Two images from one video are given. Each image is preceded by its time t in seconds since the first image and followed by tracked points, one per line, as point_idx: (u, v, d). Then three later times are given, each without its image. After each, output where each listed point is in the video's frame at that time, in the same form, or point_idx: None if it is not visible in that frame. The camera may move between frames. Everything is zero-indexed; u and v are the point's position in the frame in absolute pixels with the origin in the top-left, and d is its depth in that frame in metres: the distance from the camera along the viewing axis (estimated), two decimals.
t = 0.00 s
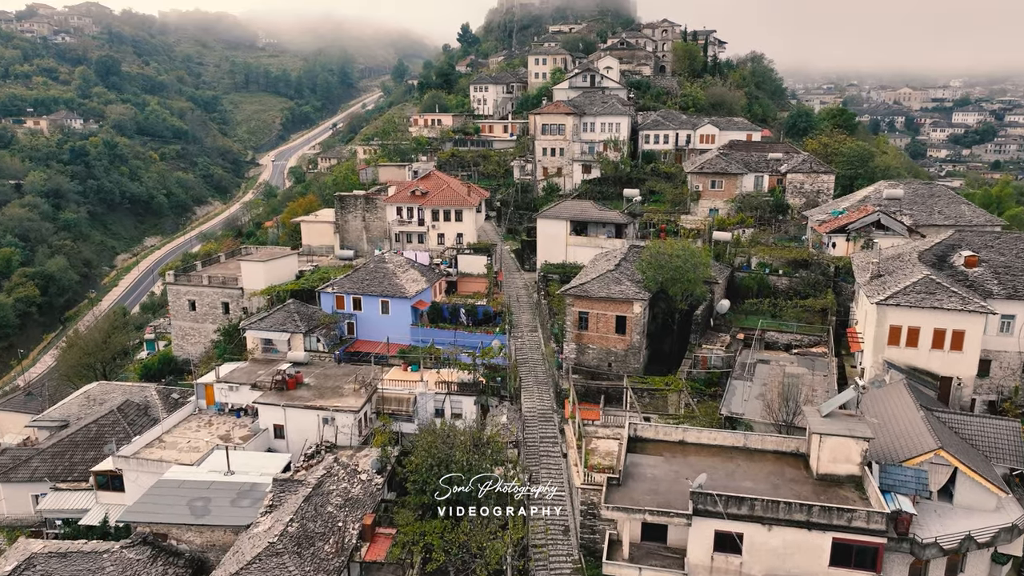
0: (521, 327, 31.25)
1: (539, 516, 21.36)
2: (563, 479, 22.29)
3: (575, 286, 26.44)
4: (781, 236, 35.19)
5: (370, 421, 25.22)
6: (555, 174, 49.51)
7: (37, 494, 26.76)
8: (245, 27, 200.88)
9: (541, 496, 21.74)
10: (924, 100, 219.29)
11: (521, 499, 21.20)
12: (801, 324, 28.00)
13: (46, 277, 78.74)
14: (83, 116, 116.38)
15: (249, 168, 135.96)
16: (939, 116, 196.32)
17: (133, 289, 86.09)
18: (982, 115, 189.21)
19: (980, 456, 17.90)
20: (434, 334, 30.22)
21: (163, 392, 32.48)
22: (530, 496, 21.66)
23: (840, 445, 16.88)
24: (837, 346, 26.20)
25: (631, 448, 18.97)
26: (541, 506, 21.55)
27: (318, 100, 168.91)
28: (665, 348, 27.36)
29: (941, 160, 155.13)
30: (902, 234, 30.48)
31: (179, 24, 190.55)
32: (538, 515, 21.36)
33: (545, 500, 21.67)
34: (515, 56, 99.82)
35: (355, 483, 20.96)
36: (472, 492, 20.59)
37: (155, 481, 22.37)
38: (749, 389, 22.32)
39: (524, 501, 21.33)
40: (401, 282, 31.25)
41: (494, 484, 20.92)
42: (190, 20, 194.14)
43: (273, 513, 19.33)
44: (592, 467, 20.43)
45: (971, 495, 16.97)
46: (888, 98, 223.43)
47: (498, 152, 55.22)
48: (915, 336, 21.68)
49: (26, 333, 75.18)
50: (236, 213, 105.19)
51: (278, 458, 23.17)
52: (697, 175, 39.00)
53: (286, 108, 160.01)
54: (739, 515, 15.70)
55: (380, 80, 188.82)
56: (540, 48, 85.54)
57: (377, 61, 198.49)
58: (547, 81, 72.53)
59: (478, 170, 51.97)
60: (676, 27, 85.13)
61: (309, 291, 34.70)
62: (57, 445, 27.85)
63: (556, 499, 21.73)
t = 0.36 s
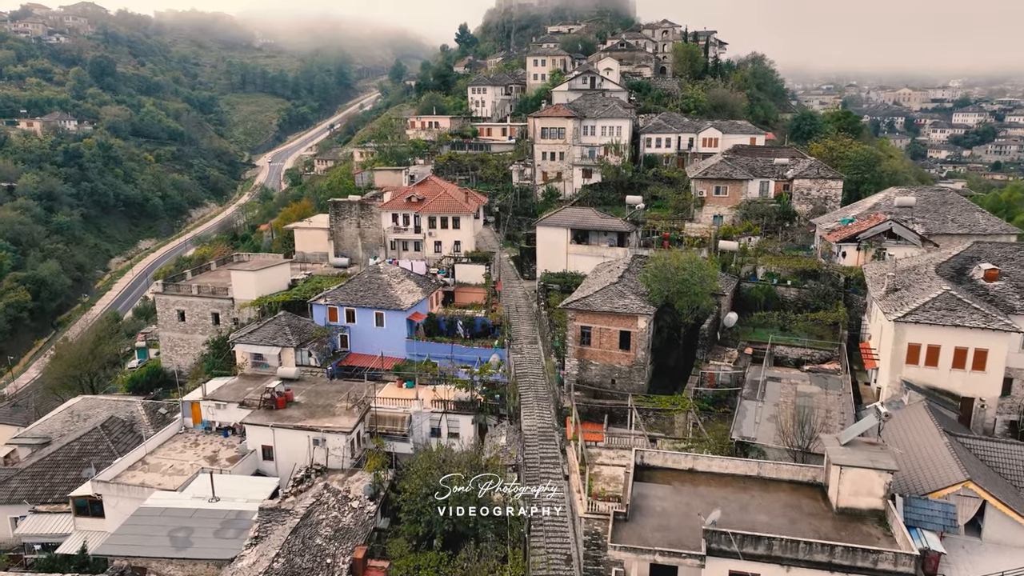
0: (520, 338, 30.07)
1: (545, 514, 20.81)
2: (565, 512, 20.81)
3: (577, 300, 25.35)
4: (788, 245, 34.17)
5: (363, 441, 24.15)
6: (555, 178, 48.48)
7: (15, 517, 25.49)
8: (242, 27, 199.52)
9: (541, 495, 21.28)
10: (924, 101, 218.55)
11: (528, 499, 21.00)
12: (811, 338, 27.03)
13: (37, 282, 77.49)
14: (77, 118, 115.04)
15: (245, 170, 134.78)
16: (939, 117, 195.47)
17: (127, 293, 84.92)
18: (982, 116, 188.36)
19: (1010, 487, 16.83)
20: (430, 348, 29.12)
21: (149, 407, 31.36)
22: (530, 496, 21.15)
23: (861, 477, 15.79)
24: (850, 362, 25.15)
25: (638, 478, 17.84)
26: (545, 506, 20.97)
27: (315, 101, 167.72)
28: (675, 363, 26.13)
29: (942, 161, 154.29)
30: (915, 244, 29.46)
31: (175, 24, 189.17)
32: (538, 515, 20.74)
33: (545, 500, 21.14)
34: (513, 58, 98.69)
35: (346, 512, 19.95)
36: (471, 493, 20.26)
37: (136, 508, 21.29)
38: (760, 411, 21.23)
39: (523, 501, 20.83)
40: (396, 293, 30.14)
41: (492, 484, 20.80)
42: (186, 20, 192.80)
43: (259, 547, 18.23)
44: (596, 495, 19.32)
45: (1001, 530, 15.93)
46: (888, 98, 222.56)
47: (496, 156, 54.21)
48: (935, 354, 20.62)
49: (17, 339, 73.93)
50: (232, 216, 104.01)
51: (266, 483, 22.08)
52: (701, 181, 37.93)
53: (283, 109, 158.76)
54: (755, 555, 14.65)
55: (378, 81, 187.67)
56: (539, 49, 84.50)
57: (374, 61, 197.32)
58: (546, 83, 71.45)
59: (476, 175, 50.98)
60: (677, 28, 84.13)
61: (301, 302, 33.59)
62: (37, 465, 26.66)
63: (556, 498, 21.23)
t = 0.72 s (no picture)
0: (519, 352, 29.00)
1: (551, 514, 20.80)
2: (566, 533, 20.08)
3: (579, 315, 24.28)
4: (795, 255, 33.14)
5: (355, 464, 23.08)
6: (554, 184, 47.37)
7: None
8: (237, 27, 198.04)
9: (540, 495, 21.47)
10: (922, 102, 218.00)
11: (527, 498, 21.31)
12: (821, 353, 26.01)
13: (27, 287, 76.23)
14: (70, 119, 113.70)
15: (241, 171, 133.58)
16: (938, 117, 194.91)
17: (119, 298, 83.65)
18: (981, 117, 187.73)
19: None
20: (425, 363, 28.02)
21: (134, 423, 30.25)
22: (531, 497, 21.34)
23: (885, 513, 14.54)
24: (862, 380, 24.13)
25: (644, 511, 16.68)
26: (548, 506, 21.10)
27: (312, 102, 166.50)
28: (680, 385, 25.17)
29: (941, 162, 153.51)
30: (927, 255, 28.47)
31: (170, 24, 187.71)
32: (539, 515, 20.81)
33: (545, 500, 21.27)
34: (511, 59, 97.67)
35: (335, 545, 18.95)
36: (471, 492, 19.69)
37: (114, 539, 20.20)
38: (773, 436, 20.12)
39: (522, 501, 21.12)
40: (389, 306, 29.00)
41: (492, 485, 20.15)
42: (182, 21, 191.42)
43: None
44: (600, 528, 18.23)
45: None
46: (887, 99, 221.80)
47: (494, 160, 53.22)
48: (957, 376, 19.59)
49: (7, 345, 72.70)
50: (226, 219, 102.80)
51: (252, 513, 21.02)
52: (704, 188, 36.93)
53: (279, 111, 157.45)
54: None
55: (375, 81, 186.53)
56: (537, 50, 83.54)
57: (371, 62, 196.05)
58: (545, 85, 70.35)
59: (474, 180, 49.98)
60: (676, 29, 83.21)
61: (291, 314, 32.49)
62: (15, 487, 25.54)
63: (555, 499, 21.26)
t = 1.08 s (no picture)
0: (517, 368, 27.90)
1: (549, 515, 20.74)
2: (566, 563, 19.06)
3: (580, 333, 23.25)
4: (802, 265, 32.16)
5: (346, 490, 21.99)
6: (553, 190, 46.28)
7: None
8: (233, 27, 196.53)
9: (542, 496, 21.30)
10: (920, 102, 217.39)
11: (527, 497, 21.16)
12: (832, 370, 25.08)
13: (17, 292, 74.89)
14: (62, 121, 112.30)
15: (236, 173, 132.26)
16: (936, 118, 194.30)
17: (111, 304, 82.30)
18: (979, 118, 187.36)
19: None
20: (421, 381, 26.92)
21: (117, 442, 29.13)
22: (530, 496, 21.24)
23: (914, 557, 13.36)
24: (876, 400, 23.07)
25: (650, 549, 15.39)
26: (546, 506, 20.95)
27: (307, 102, 165.16)
28: (685, 404, 24.08)
29: (939, 163, 152.96)
30: (940, 266, 27.54)
31: (165, 24, 186.05)
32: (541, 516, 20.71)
33: (545, 500, 21.15)
34: (508, 60, 96.55)
35: None
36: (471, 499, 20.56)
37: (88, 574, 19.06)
38: (786, 463, 19.08)
39: (520, 501, 21.05)
40: (383, 321, 27.94)
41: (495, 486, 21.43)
42: (176, 21, 189.95)
43: None
44: (605, 567, 17.16)
45: None
46: (885, 99, 221.22)
47: (491, 165, 52.20)
48: (980, 401, 18.57)
49: None
50: (220, 222, 101.52)
51: (237, 545, 19.89)
52: (707, 196, 35.92)
53: (275, 112, 156.12)
54: None
55: (371, 82, 185.27)
56: (535, 52, 82.45)
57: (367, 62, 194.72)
58: (543, 87, 69.28)
59: (470, 186, 48.97)
60: (675, 30, 82.22)
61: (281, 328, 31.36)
62: None
63: (555, 498, 21.14)
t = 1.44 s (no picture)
0: (515, 384, 26.75)
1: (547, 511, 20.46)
2: None
3: (580, 353, 22.18)
4: (808, 277, 31.21)
5: (335, 520, 20.99)
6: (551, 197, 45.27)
7: None
8: (227, 27, 194.87)
9: (540, 495, 20.98)
10: (917, 103, 217.00)
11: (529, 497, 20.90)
12: (842, 391, 24.06)
13: (4, 298, 73.42)
14: (53, 123, 110.80)
15: (229, 175, 130.88)
16: (933, 119, 193.89)
17: (101, 309, 80.92)
18: (976, 119, 187.06)
19: None
20: (414, 402, 25.81)
21: (98, 463, 27.95)
22: (530, 495, 21.00)
23: None
24: (891, 423, 21.99)
25: None
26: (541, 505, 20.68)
27: (302, 103, 163.79)
28: (686, 425, 23.35)
29: (937, 164, 152.48)
30: (953, 280, 26.55)
31: (158, 25, 184.56)
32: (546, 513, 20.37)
33: (545, 500, 20.84)
34: (504, 61, 95.43)
35: None
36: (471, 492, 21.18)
37: None
38: (800, 493, 18.09)
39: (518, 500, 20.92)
40: (374, 338, 26.82)
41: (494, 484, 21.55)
42: (170, 21, 188.44)
43: None
44: None
45: None
46: (882, 100, 220.77)
47: (488, 170, 51.18)
48: (1004, 430, 17.55)
49: None
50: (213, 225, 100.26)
51: None
52: (710, 204, 34.89)
53: (269, 113, 154.74)
54: None
55: (367, 83, 183.92)
56: (531, 53, 81.39)
57: (363, 62, 193.29)
58: (540, 90, 68.19)
59: (466, 192, 47.98)
60: (673, 32, 81.32)
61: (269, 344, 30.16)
62: None
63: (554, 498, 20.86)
